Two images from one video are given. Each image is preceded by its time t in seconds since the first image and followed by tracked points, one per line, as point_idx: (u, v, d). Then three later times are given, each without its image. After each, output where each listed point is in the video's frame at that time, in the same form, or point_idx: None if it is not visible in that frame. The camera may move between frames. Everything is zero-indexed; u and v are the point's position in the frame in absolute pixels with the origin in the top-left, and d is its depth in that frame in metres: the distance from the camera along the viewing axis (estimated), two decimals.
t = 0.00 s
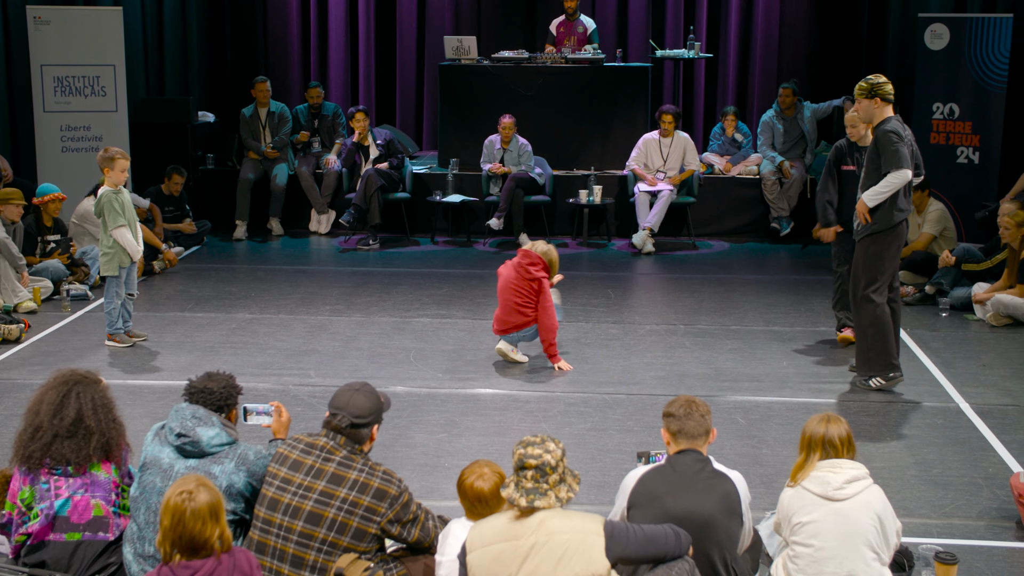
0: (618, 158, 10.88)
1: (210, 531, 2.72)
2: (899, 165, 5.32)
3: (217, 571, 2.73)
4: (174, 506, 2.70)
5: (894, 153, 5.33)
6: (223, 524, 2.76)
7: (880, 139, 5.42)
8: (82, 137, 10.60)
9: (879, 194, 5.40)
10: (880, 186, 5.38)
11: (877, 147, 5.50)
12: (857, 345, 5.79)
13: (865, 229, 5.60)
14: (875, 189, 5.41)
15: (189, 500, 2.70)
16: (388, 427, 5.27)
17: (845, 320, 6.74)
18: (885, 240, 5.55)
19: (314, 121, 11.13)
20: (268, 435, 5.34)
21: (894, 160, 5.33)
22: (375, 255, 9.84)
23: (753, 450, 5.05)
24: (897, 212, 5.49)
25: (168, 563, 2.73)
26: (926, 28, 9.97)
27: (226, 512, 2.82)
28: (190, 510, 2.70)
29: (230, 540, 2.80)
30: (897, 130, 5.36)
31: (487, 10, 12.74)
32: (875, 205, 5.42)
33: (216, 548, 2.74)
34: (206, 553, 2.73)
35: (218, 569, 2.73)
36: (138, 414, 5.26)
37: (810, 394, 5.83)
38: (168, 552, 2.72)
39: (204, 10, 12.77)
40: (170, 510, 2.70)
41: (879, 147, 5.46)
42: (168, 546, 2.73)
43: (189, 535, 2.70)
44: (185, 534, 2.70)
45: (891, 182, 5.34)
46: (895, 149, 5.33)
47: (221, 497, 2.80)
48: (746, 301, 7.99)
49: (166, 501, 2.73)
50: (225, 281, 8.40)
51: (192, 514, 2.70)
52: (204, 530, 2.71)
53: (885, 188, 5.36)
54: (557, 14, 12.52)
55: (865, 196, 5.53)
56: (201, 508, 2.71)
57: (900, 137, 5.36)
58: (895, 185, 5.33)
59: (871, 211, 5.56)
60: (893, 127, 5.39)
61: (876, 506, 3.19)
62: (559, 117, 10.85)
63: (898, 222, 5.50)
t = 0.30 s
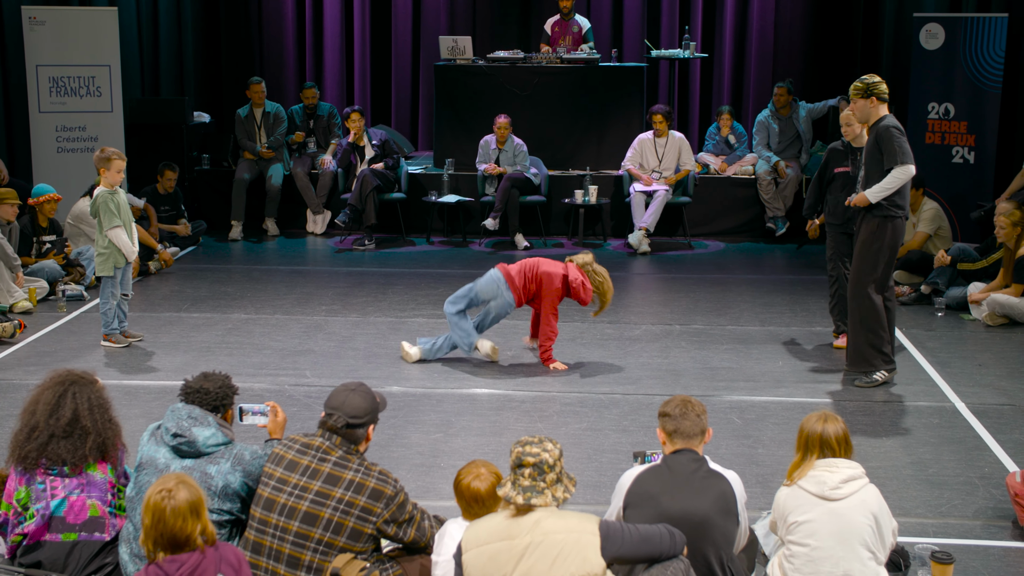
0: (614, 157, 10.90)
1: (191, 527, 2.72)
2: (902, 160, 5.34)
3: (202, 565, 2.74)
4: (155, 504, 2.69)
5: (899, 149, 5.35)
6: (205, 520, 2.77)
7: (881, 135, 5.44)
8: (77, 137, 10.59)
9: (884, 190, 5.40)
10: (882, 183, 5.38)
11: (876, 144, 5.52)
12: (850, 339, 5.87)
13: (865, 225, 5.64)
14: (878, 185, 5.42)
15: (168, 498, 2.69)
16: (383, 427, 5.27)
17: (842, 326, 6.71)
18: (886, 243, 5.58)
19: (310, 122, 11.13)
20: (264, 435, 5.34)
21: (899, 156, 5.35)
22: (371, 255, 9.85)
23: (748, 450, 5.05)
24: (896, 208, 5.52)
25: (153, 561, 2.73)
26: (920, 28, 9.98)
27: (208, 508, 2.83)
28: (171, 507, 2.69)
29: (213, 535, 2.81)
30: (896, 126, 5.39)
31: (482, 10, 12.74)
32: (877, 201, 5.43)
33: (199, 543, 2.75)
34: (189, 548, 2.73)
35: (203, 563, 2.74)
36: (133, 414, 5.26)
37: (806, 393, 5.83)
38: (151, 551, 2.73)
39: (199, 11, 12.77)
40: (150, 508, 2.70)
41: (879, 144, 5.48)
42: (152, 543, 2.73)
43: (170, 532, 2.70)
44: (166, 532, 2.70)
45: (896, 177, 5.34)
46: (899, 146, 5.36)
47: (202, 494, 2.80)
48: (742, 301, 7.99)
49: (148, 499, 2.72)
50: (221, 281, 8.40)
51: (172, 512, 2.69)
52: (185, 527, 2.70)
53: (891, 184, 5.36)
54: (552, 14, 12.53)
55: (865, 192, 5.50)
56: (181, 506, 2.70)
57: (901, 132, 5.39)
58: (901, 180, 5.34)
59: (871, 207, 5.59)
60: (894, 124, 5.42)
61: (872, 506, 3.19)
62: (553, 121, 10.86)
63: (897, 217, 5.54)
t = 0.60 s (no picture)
0: (615, 158, 10.91)
1: (160, 524, 2.71)
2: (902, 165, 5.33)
3: (175, 556, 2.72)
4: (123, 506, 2.69)
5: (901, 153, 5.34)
6: (175, 514, 2.76)
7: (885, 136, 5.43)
8: (79, 138, 10.60)
9: (895, 202, 5.38)
10: (891, 194, 5.37)
11: (881, 147, 5.51)
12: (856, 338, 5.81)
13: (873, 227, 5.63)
14: (888, 201, 5.40)
15: (136, 499, 2.69)
16: (385, 427, 5.27)
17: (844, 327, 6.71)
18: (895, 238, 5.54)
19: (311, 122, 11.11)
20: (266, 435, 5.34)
21: (899, 159, 5.34)
22: (372, 255, 9.85)
23: (750, 450, 5.05)
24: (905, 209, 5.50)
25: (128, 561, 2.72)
26: (922, 28, 9.99)
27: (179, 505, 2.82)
28: (139, 507, 2.68)
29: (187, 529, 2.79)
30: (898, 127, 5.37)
31: (483, 10, 12.74)
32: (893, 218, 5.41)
33: (169, 536, 2.73)
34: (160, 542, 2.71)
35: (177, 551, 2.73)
36: (135, 414, 5.26)
37: (808, 393, 5.83)
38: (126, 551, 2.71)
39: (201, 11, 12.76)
40: (118, 510, 2.70)
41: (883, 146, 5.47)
42: (125, 545, 2.73)
43: (139, 531, 2.69)
44: (136, 531, 2.69)
45: (901, 185, 5.34)
46: (902, 148, 5.36)
47: (171, 491, 2.79)
48: (743, 301, 7.99)
49: (116, 502, 2.72)
50: (222, 282, 8.40)
51: (139, 512, 2.68)
52: (155, 524, 2.69)
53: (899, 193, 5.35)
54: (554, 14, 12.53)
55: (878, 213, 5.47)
56: (148, 505, 2.69)
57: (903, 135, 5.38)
58: (904, 186, 5.33)
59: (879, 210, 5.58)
60: (897, 125, 5.42)
61: (874, 506, 3.19)
62: (554, 119, 10.86)
63: (908, 217, 5.51)
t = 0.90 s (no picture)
0: (614, 157, 10.91)
1: (153, 520, 2.70)
2: (899, 174, 5.35)
3: (169, 552, 2.71)
4: (116, 502, 2.68)
5: (898, 160, 5.33)
6: (169, 510, 2.75)
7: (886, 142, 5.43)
8: (77, 138, 10.60)
9: (896, 212, 5.40)
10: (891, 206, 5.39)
11: (881, 152, 5.49)
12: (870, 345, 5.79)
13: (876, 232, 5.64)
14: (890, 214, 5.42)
15: (129, 495, 2.68)
16: (384, 427, 5.27)
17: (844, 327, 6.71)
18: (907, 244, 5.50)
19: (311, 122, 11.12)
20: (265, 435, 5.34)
21: (897, 168, 5.35)
22: (371, 255, 9.85)
23: (749, 450, 5.05)
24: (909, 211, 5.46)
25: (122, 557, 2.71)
26: (920, 28, 9.99)
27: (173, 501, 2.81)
28: (132, 504, 2.67)
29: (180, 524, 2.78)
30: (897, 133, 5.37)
31: (482, 10, 12.74)
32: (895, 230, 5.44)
33: (163, 533, 2.72)
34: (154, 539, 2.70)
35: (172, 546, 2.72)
36: (134, 414, 5.26)
37: (807, 393, 5.83)
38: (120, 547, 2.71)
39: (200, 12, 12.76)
40: (111, 506, 2.69)
41: (884, 150, 5.46)
42: (119, 542, 2.72)
43: (134, 527, 2.69)
44: (129, 527, 2.69)
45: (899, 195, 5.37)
46: (902, 154, 5.34)
47: (165, 487, 2.78)
48: (742, 301, 7.99)
49: (109, 498, 2.71)
50: (221, 282, 8.40)
51: (132, 508, 2.67)
52: (148, 519, 2.69)
53: (899, 203, 5.37)
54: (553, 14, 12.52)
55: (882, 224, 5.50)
56: (142, 500, 2.68)
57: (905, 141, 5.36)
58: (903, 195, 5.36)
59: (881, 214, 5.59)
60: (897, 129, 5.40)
61: (873, 505, 3.19)
62: (555, 116, 10.85)
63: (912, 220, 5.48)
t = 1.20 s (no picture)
0: (613, 157, 10.91)
1: (173, 522, 2.71)
2: (906, 183, 5.34)
3: (183, 564, 2.72)
4: (138, 499, 2.69)
5: (907, 166, 5.32)
6: (189, 514, 2.75)
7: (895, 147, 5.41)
8: (76, 138, 10.60)
9: (900, 221, 5.39)
10: (894, 213, 5.39)
11: (890, 157, 5.48)
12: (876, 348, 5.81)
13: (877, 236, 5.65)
14: (894, 220, 5.42)
15: (151, 494, 2.69)
16: (383, 427, 5.27)
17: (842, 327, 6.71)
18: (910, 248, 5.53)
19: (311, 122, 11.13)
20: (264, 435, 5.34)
21: (905, 177, 5.33)
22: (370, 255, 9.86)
23: (748, 449, 5.05)
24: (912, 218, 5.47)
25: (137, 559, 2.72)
26: (919, 28, 9.98)
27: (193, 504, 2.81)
28: (153, 504, 2.68)
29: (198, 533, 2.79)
30: (907, 140, 5.34)
31: (481, 10, 12.74)
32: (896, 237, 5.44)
33: (182, 540, 2.73)
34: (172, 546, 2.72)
35: (188, 556, 2.73)
36: (133, 414, 5.26)
37: (805, 393, 5.84)
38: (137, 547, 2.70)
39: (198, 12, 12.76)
40: (133, 504, 2.69)
41: (892, 156, 5.45)
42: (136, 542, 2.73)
43: (153, 528, 2.69)
44: (148, 528, 2.69)
45: (904, 204, 5.35)
46: (910, 162, 5.33)
47: (187, 490, 2.78)
48: (740, 301, 7.99)
49: (130, 497, 2.72)
50: (220, 282, 8.40)
51: (154, 508, 2.68)
52: (168, 522, 2.69)
53: (903, 212, 5.36)
54: (551, 14, 12.53)
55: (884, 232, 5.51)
56: (163, 501, 2.69)
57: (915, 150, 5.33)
58: (907, 205, 5.35)
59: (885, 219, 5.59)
60: (907, 136, 5.37)
61: (871, 505, 3.19)
62: (554, 118, 10.85)
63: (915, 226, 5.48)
